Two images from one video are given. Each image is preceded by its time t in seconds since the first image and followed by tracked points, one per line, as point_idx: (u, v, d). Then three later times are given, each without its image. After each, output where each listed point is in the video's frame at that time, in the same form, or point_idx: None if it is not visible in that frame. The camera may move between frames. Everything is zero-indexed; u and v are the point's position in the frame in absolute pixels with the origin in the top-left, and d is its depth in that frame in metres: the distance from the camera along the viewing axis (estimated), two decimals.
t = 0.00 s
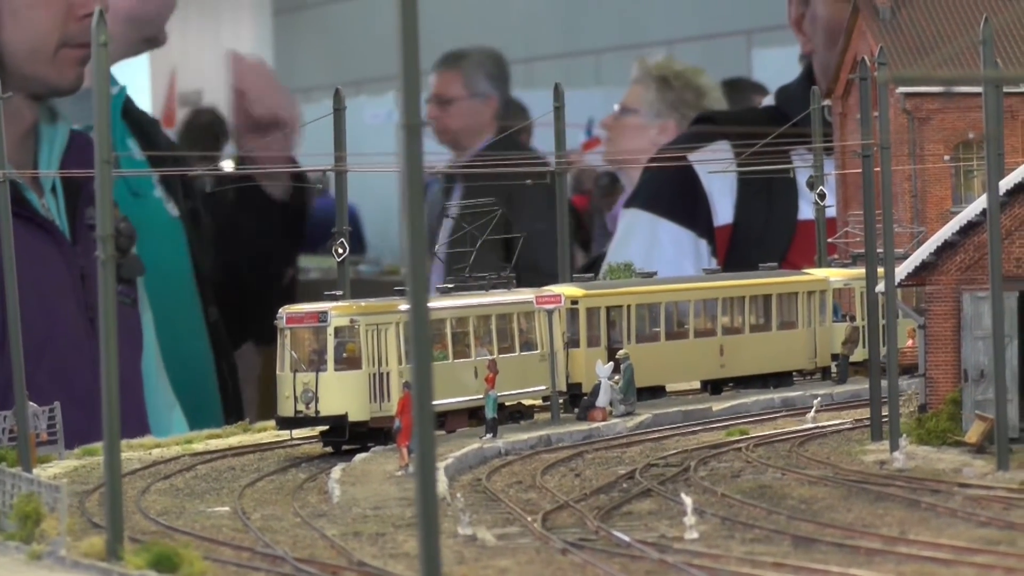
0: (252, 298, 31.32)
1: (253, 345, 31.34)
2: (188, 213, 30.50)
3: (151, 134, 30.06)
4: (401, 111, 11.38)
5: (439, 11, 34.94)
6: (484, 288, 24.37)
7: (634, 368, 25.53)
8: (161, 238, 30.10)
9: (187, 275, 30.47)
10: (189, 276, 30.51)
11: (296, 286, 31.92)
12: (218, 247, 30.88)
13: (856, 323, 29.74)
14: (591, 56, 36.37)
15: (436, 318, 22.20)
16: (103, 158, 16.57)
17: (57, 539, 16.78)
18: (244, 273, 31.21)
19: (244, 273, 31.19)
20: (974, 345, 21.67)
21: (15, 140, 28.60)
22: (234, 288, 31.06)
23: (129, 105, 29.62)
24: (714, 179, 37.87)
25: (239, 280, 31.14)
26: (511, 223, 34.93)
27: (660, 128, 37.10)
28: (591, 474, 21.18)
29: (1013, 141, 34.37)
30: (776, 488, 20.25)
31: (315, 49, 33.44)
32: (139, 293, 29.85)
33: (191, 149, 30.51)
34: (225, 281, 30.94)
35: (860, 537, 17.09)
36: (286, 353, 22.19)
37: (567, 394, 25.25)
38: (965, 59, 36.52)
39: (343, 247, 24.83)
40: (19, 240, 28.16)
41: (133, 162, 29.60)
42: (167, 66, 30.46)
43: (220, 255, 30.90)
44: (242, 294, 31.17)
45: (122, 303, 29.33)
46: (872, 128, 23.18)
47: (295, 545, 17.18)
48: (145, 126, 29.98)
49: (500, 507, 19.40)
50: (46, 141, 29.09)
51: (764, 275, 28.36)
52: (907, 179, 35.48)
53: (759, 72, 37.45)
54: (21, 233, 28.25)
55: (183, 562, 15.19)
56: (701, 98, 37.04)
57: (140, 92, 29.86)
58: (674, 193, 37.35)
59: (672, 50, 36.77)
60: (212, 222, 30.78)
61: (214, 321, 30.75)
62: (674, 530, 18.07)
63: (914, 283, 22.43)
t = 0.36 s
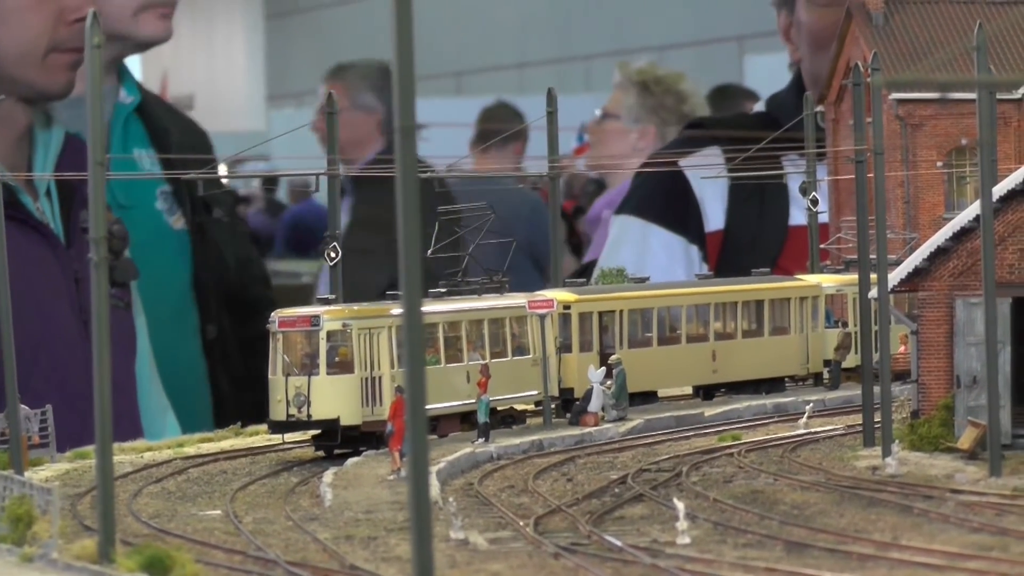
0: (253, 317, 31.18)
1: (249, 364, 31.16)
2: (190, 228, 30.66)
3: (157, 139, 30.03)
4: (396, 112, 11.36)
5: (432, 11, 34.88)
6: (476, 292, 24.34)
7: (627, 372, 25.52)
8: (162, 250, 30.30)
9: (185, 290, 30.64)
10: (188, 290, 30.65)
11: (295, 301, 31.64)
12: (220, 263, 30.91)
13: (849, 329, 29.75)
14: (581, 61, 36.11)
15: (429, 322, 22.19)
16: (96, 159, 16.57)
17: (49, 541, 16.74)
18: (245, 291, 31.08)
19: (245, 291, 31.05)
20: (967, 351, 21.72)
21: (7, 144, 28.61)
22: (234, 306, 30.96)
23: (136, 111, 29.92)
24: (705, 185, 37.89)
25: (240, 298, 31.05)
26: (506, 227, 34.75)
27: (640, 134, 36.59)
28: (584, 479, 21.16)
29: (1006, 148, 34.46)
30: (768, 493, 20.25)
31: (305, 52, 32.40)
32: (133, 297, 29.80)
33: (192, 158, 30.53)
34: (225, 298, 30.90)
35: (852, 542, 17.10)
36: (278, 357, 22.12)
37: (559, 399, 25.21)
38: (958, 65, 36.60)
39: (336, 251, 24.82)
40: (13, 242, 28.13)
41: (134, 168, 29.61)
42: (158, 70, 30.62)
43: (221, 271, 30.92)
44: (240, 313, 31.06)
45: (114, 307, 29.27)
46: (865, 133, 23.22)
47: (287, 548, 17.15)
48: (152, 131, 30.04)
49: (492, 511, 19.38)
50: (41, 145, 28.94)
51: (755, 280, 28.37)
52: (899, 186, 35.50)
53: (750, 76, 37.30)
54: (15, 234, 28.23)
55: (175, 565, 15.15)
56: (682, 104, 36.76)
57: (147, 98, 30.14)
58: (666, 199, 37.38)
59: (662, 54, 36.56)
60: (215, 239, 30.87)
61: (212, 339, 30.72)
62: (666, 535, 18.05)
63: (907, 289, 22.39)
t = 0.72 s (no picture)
0: (247, 324, 31.38)
1: (250, 370, 31.30)
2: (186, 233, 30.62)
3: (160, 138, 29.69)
4: (387, 118, 11.32)
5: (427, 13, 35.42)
6: (469, 297, 24.32)
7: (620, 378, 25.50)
8: (157, 254, 30.18)
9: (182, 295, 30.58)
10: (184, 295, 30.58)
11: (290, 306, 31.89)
12: (215, 269, 30.98)
13: (843, 335, 29.74)
14: (577, 66, 36.16)
15: (422, 327, 22.16)
16: (89, 163, 16.55)
17: (41, 546, 16.70)
18: (240, 297, 31.31)
19: (241, 296, 31.27)
20: (961, 357, 21.66)
21: (6, 148, 28.57)
22: (231, 311, 31.12)
23: (141, 112, 29.63)
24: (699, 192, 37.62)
25: (236, 305, 31.20)
26: (501, 232, 34.76)
27: (642, 142, 36.65)
28: (577, 484, 21.14)
29: (1000, 154, 34.44)
30: (761, 499, 20.23)
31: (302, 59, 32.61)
32: (132, 301, 29.84)
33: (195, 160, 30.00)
34: (221, 304, 30.95)
35: (845, 549, 17.06)
36: (271, 362, 22.13)
37: (552, 405, 25.18)
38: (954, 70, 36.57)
39: (329, 255, 24.80)
40: (9, 245, 28.05)
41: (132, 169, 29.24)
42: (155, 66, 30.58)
43: (216, 277, 30.99)
44: (234, 320, 31.13)
45: (113, 311, 29.37)
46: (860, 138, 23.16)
47: (279, 553, 17.12)
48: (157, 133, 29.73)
49: (485, 516, 19.36)
50: (41, 148, 29.01)
51: (749, 286, 28.34)
52: (894, 192, 35.55)
53: (746, 84, 37.16)
54: (11, 238, 28.15)
55: (167, 569, 15.12)
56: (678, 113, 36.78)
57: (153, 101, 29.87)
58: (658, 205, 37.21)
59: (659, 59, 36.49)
60: (210, 244, 30.89)
61: (208, 346, 30.67)
62: (659, 541, 18.04)
63: (901, 295, 22.41)
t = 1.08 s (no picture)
0: (223, 317, 30.72)
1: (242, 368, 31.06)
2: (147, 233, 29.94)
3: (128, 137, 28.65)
4: (378, 126, 11.30)
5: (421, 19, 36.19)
6: (462, 303, 24.31)
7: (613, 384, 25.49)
8: (121, 259, 29.60)
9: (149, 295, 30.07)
10: (151, 297, 30.07)
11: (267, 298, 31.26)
12: (184, 267, 30.22)
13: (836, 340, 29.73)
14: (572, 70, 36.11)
15: (414, 333, 22.16)
16: (80, 170, 16.54)
17: (31, 553, 16.67)
18: (213, 292, 30.48)
19: (215, 293, 30.48)
20: (953, 363, 21.67)
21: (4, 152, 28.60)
22: (202, 307, 30.42)
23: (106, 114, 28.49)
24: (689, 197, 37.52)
25: (209, 300, 30.46)
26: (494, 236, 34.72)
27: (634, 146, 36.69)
28: (568, 491, 21.13)
29: (994, 159, 34.39)
30: (753, 506, 20.22)
31: (296, 65, 33.32)
32: (131, 307, 29.75)
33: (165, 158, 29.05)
34: (191, 301, 30.29)
35: (837, 556, 17.03)
36: (263, 368, 22.11)
37: (545, 411, 25.18)
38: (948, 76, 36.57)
39: (322, 261, 24.79)
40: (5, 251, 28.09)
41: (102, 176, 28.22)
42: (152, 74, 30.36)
43: (185, 275, 30.25)
44: (206, 317, 30.48)
45: (109, 317, 29.24)
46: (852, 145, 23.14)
47: (270, 560, 17.11)
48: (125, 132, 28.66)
49: (476, 523, 19.35)
50: (38, 153, 29.01)
51: (742, 291, 28.33)
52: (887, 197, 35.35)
53: (742, 89, 36.50)
54: (8, 244, 28.23)
55: None
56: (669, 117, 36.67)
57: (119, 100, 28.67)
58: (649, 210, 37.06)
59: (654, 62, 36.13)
60: (175, 243, 30.11)
61: (179, 346, 30.33)
62: (651, 547, 18.02)
63: (893, 300, 22.36)
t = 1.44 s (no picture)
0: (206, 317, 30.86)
1: (224, 371, 31.04)
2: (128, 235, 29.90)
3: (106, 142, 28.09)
4: (370, 136, 11.29)
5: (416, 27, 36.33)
6: (456, 310, 24.31)
7: (608, 390, 25.49)
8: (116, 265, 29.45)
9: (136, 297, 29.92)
10: (136, 299, 29.93)
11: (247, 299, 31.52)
12: (164, 268, 30.30)
13: (831, 346, 29.71)
14: (565, 76, 36.31)
15: (408, 341, 22.17)
16: (73, 179, 16.55)
17: (25, 562, 16.66)
18: (192, 292, 30.60)
19: (196, 293, 30.67)
20: (948, 370, 21.64)
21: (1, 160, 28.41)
22: (185, 307, 30.53)
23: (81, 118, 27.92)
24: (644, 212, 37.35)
25: (189, 300, 30.55)
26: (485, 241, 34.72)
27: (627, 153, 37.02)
28: (563, 498, 21.11)
29: (988, 165, 34.38)
30: (748, 513, 20.21)
31: (295, 71, 33.14)
32: (125, 314, 29.63)
33: (135, 162, 28.36)
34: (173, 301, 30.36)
35: (831, 563, 17.03)
36: (258, 376, 22.11)
37: (540, 418, 25.16)
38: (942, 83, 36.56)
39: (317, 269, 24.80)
40: None
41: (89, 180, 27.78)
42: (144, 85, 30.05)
43: (166, 275, 30.31)
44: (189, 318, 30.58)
45: (103, 324, 29.09)
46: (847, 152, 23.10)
47: (264, 569, 17.10)
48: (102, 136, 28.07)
49: (471, 531, 19.33)
50: (33, 161, 28.94)
51: (737, 298, 28.30)
52: (882, 203, 35.44)
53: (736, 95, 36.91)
54: (4, 251, 28.16)
55: None
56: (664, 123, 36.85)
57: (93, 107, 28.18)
58: (606, 229, 36.90)
59: (649, 69, 36.46)
60: (154, 244, 30.12)
61: (164, 347, 30.22)
62: (645, 555, 18.01)
63: (888, 307, 22.39)
